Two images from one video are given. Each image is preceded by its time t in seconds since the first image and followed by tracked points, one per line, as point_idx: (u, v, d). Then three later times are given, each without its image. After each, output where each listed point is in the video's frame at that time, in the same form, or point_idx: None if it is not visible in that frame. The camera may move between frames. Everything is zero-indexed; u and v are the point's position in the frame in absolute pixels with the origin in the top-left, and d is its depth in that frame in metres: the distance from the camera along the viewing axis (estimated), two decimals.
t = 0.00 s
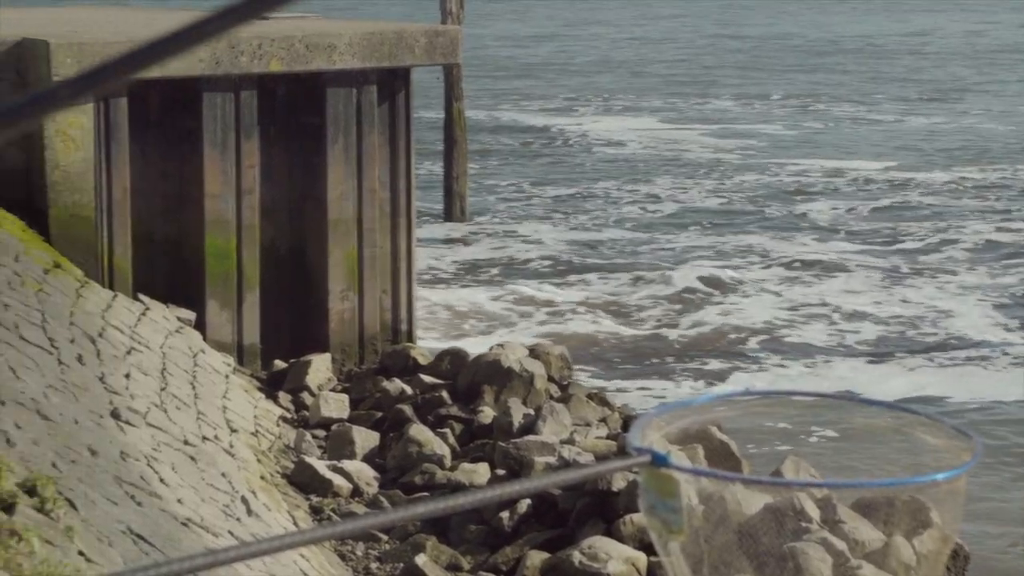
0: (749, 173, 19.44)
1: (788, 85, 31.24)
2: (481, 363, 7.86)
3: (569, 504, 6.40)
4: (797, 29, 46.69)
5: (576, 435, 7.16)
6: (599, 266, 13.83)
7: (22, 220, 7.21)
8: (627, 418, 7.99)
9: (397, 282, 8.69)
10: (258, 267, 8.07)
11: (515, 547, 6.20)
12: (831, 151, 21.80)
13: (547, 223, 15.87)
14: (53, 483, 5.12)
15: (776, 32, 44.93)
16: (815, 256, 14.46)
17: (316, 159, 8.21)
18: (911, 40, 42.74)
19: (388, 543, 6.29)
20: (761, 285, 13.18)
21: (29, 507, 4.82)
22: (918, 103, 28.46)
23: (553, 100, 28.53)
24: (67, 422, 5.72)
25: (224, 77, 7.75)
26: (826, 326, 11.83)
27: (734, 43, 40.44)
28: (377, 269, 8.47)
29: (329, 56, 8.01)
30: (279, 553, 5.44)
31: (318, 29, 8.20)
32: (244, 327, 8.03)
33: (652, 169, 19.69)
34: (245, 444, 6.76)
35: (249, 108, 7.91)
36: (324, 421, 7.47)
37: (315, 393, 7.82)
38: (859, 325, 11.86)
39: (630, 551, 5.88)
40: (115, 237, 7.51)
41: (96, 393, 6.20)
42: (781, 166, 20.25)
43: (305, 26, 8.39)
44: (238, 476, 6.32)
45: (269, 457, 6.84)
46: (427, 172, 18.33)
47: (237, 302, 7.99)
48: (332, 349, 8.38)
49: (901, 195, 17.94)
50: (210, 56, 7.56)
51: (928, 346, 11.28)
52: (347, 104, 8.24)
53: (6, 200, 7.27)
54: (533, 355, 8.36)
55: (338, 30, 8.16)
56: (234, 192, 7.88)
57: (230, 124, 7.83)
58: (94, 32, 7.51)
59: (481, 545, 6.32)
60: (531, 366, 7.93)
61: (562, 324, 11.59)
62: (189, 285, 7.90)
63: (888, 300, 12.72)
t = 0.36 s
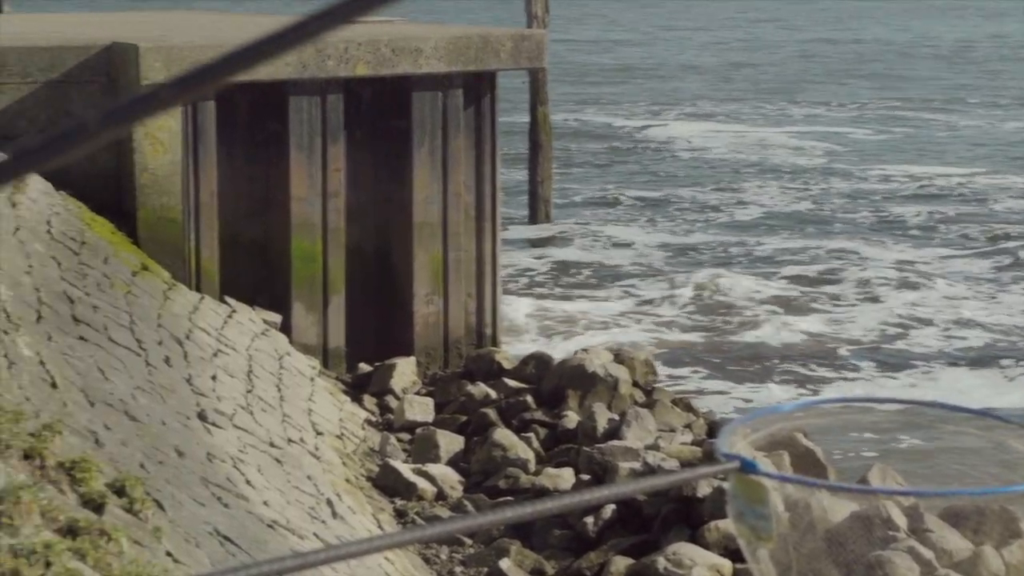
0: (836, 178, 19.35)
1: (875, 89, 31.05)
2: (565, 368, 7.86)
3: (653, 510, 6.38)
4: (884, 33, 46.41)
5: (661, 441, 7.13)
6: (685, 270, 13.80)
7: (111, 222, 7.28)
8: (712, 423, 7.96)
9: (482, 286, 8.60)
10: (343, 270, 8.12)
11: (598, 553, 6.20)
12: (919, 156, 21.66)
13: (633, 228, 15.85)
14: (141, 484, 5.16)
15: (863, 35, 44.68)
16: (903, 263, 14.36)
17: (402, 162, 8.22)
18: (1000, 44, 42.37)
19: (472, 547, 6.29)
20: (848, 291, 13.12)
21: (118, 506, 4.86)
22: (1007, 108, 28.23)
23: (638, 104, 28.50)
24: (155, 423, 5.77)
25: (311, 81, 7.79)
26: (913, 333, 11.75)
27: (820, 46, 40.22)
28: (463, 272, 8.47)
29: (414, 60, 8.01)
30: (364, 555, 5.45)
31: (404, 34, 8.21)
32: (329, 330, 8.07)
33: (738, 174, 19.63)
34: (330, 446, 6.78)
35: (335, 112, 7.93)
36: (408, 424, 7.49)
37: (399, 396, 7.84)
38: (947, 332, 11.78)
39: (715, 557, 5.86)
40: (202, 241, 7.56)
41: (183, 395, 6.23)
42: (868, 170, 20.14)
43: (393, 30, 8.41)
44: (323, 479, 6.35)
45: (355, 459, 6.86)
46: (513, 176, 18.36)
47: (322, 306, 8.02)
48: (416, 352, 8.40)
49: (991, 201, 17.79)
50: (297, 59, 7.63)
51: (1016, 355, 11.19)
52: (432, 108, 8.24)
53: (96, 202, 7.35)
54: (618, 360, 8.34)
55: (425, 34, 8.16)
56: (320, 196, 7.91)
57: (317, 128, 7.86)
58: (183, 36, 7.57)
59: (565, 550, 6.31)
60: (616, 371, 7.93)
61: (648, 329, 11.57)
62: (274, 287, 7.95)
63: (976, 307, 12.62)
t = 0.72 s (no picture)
0: (939, 187, 19.14)
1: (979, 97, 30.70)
2: (664, 376, 7.83)
3: (754, 520, 6.33)
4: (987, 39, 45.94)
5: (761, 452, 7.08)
6: (785, 280, 13.70)
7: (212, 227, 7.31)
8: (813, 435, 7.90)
9: (581, 293, 8.59)
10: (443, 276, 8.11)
11: (698, 563, 6.17)
12: None
13: (733, 236, 15.75)
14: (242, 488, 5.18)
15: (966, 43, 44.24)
16: (1009, 275, 14.19)
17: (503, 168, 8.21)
18: None
19: (571, 556, 6.26)
20: (951, 303, 12.98)
21: (219, 511, 4.88)
22: None
23: (738, 111, 28.34)
24: (254, 428, 5.78)
25: (412, 87, 7.78)
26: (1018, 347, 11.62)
27: (923, 52, 39.85)
28: (563, 279, 8.44)
29: (515, 67, 8.00)
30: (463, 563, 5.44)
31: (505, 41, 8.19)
32: (429, 337, 8.08)
33: (840, 182, 19.46)
34: (428, 453, 6.77)
35: (436, 118, 7.91)
36: (507, 431, 7.47)
37: (498, 403, 7.83)
38: None
39: (817, 569, 5.81)
40: (303, 246, 7.59)
41: (283, 400, 6.25)
42: (972, 179, 19.91)
43: (494, 36, 8.39)
44: (423, 485, 6.34)
45: (453, 466, 6.85)
46: (613, 182, 18.30)
47: (422, 312, 8.03)
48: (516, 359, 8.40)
49: None
50: (398, 66, 7.62)
51: None
52: (533, 115, 8.22)
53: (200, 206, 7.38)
54: (718, 369, 8.29)
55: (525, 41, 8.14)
56: (420, 201, 7.91)
57: (418, 134, 7.85)
58: (286, 41, 7.59)
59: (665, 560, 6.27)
60: (717, 381, 7.92)
61: (749, 340, 11.49)
62: (373, 293, 7.98)
63: None
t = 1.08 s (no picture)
0: None
1: None
2: (753, 379, 7.77)
3: (842, 525, 6.27)
4: None
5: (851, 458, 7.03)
6: (877, 283, 13.59)
7: (300, 227, 7.34)
8: (905, 440, 7.82)
9: (669, 295, 8.54)
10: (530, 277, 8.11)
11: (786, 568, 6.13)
12: None
13: (824, 239, 15.62)
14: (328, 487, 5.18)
15: None
16: None
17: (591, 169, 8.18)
18: None
19: (657, 558, 6.23)
20: None
21: (305, 510, 4.88)
22: None
23: (828, 113, 28.12)
24: (341, 427, 5.80)
25: (500, 88, 7.76)
26: None
27: (1018, 52, 39.38)
28: (650, 280, 8.41)
29: (605, 68, 7.96)
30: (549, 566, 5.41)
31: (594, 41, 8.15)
32: (515, 337, 8.08)
33: (933, 184, 19.25)
34: (515, 454, 6.75)
35: (525, 119, 7.89)
36: (593, 432, 7.42)
37: (585, 405, 7.81)
38: None
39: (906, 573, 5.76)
40: (390, 245, 7.59)
41: (370, 399, 6.26)
42: None
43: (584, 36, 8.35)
44: (508, 486, 6.33)
45: (540, 467, 6.83)
46: (702, 185, 18.20)
47: (507, 311, 8.05)
48: (603, 360, 8.37)
49: None
50: (487, 66, 7.59)
51: None
52: (622, 115, 8.19)
53: (287, 207, 7.43)
54: (808, 372, 8.23)
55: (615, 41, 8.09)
56: (507, 202, 7.91)
57: (506, 134, 7.84)
58: (375, 40, 7.59)
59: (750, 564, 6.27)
60: (806, 384, 7.85)
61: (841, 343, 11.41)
62: (460, 292, 7.98)
63: None
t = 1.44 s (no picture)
0: None
1: None
2: (817, 374, 7.81)
3: (909, 523, 6.25)
4: None
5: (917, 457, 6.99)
6: (942, 278, 13.51)
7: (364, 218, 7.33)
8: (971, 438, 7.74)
9: (734, 289, 8.58)
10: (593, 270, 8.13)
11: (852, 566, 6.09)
12: None
13: (890, 233, 15.49)
14: (392, 480, 5.16)
15: None
16: None
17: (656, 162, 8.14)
18: None
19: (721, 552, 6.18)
20: None
21: (368, 503, 4.87)
22: None
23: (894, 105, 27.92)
24: (404, 420, 5.78)
25: (565, 80, 7.73)
26: None
27: None
28: (715, 275, 8.42)
29: (670, 60, 7.92)
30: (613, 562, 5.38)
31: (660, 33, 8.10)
32: (578, 329, 8.09)
33: (1000, 178, 19.09)
34: (578, 448, 6.72)
35: (589, 112, 7.88)
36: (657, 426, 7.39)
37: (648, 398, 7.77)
38: None
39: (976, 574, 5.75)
40: (454, 238, 7.58)
41: (432, 392, 6.24)
42: None
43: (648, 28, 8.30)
44: (571, 480, 6.30)
45: (603, 461, 6.79)
46: (767, 178, 18.09)
47: (572, 303, 8.06)
48: (665, 353, 8.35)
49: None
50: (552, 58, 7.55)
51: None
52: (688, 109, 8.16)
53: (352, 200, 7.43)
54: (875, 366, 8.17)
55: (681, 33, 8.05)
56: (572, 195, 7.92)
57: (570, 126, 7.82)
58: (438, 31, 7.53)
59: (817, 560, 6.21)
60: (873, 380, 7.85)
61: (906, 339, 11.34)
62: (525, 285, 7.95)
63: None
